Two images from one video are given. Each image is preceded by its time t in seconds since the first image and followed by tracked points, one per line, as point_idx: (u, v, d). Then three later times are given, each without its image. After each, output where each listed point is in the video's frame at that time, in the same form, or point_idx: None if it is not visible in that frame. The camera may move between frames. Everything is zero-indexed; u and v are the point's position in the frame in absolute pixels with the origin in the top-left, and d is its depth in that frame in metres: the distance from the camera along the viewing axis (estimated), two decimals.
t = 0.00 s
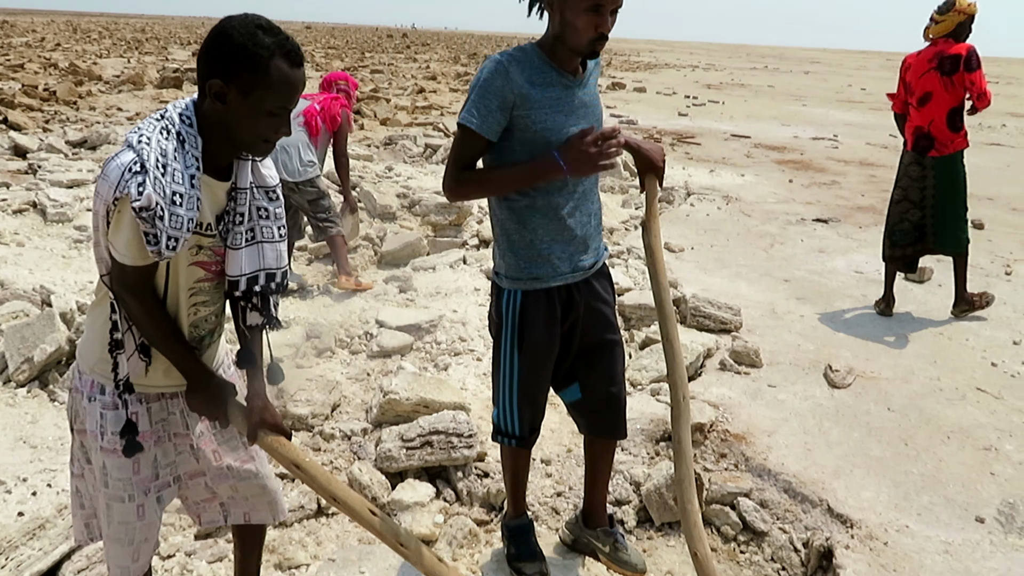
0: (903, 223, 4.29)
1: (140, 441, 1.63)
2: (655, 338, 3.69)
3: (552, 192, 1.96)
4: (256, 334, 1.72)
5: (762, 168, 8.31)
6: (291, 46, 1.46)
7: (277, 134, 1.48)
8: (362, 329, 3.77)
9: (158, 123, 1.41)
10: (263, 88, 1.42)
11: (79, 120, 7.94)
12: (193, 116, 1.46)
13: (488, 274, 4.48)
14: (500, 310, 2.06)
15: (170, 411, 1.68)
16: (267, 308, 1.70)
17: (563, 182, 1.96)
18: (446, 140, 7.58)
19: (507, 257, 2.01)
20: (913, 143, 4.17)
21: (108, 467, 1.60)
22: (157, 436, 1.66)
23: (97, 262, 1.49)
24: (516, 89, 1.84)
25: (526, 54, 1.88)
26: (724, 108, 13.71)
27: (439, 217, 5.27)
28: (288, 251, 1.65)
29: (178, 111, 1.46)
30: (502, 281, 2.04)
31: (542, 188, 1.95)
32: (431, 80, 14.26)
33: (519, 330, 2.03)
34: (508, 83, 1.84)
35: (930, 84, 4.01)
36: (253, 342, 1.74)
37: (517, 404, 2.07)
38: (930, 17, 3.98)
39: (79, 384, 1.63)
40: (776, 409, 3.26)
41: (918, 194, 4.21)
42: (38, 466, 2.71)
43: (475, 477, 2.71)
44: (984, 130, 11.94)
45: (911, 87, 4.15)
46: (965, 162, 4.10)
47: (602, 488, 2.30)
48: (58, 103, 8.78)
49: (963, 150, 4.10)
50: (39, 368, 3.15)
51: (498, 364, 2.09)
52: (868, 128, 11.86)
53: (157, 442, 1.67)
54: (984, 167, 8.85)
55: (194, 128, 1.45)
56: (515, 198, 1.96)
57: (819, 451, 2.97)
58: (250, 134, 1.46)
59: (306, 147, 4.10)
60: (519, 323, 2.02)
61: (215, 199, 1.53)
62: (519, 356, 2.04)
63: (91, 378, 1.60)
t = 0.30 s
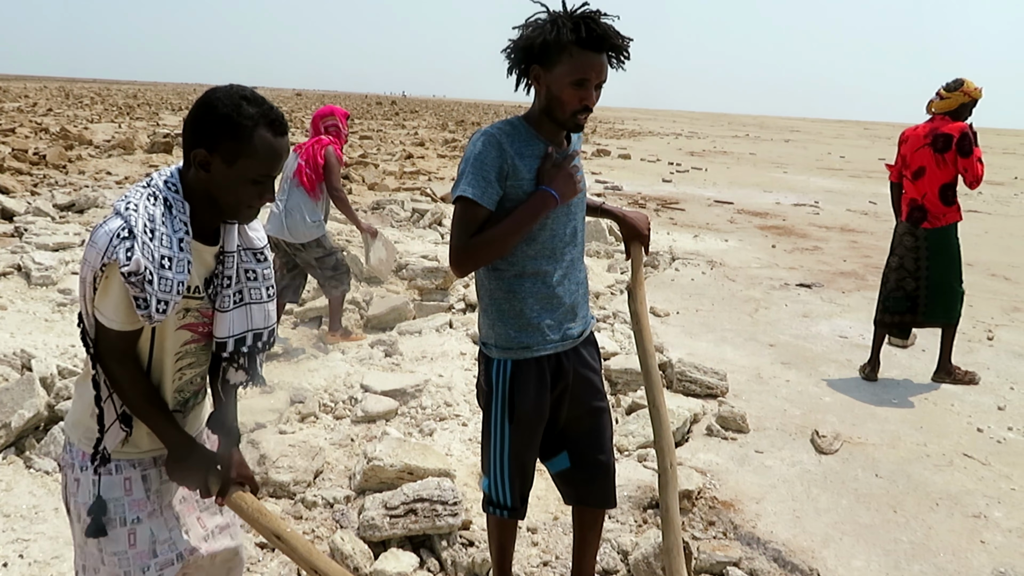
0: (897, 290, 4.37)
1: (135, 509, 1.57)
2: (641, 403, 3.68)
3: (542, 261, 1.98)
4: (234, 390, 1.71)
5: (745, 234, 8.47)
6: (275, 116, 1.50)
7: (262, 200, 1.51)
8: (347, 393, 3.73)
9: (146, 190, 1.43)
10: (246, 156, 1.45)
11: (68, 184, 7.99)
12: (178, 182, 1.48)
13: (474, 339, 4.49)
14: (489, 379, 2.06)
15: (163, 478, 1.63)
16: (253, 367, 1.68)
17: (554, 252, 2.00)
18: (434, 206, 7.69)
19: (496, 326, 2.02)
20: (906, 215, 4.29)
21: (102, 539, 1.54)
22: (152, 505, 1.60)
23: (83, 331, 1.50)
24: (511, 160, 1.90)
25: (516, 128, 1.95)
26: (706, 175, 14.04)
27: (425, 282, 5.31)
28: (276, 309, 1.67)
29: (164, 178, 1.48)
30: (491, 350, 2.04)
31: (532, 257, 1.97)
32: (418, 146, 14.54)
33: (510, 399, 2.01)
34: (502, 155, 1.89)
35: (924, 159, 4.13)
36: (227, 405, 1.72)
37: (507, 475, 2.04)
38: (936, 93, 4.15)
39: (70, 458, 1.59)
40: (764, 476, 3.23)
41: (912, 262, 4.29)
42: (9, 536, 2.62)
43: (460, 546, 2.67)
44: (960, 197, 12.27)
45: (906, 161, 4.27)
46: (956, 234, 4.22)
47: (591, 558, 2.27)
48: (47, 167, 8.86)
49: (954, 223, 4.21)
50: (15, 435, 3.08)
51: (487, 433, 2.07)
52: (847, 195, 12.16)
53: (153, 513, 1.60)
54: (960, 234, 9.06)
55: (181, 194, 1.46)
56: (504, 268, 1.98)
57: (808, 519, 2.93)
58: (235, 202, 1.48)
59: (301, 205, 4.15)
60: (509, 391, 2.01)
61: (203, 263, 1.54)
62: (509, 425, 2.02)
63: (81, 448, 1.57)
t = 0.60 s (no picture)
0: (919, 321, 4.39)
1: (115, 558, 1.57)
2: (641, 439, 3.66)
3: (542, 294, 2.00)
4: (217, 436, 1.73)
5: (743, 268, 8.51)
6: (267, 165, 1.53)
7: (252, 249, 1.52)
8: (345, 431, 3.71)
9: (135, 241, 1.44)
10: (237, 207, 1.47)
11: (68, 223, 8.04)
12: (169, 232, 1.50)
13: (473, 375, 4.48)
14: (489, 416, 2.05)
15: (146, 525, 1.62)
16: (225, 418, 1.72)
17: (556, 285, 2.02)
18: (433, 242, 7.74)
19: (497, 361, 2.02)
20: (938, 247, 4.30)
21: None
22: (134, 552, 1.60)
23: (71, 378, 1.49)
24: (512, 193, 1.93)
25: (513, 163, 1.99)
26: (704, 210, 14.16)
27: (424, 317, 5.31)
28: (257, 361, 1.69)
29: (156, 228, 1.49)
30: (491, 386, 2.04)
31: (533, 289, 1.98)
32: (417, 183, 14.68)
33: (508, 435, 2.01)
34: (501, 189, 1.92)
35: (960, 192, 4.17)
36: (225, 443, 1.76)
37: (506, 511, 2.03)
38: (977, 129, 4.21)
39: (49, 506, 1.58)
40: (766, 512, 3.20)
41: (939, 294, 4.31)
42: None
43: None
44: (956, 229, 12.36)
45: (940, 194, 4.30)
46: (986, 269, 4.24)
47: None
48: (48, 207, 8.93)
49: (986, 257, 4.22)
50: (11, 476, 3.06)
51: (484, 469, 2.06)
52: (844, 228, 12.25)
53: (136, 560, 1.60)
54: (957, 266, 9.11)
55: (170, 244, 1.48)
56: (508, 302, 1.99)
57: (812, 555, 2.90)
58: (227, 249, 1.50)
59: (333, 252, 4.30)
60: (507, 428, 2.01)
61: (192, 313, 1.56)
62: (508, 460, 2.01)
63: (62, 497, 1.56)
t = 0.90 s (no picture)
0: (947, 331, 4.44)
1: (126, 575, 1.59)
2: (653, 455, 3.65)
3: (558, 313, 2.01)
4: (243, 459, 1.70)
5: (753, 283, 8.49)
6: (283, 189, 1.55)
7: (268, 272, 1.54)
8: (356, 449, 3.71)
9: (151, 262, 1.46)
10: (254, 230, 1.48)
11: (80, 244, 8.12)
12: (187, 254, 1.52)
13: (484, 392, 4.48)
14: (504, 435, 2.05)
15: (156, 543, 1.64)
16: (263, 437, 1.69)
17: (570, 301, 2.03)
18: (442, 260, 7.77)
19: (512, 380, 2.02)
20: (968, 259, 4.31)
21: None
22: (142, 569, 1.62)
23: (88, 396, 1.50)
24: (524, 211, 1.95)
25: (526, 180, 2.01)
26: (712, 225, 14.15)
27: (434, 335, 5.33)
28: (282, 377, 1.71)
29: (172, 250, 1.51)
30: (506, 406, 2.04)
31: (549, 307, 1.99)
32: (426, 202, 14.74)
33: (524, 454, 2.01)
34: (516, 205, 1.94)
35: (990, 205, 4.15)
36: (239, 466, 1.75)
37: (524, 532, 2.02)
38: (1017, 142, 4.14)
39: (63, 523, 1.59)
40: (780, 528, 3.17)
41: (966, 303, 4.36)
42: None
43: None
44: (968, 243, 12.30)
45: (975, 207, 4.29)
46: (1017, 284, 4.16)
47: None
48: (61, 228, 9.03)
49: (1016, 272, 4.15)
50: (24, 496, 3.08)
51: (502, 489, 2.05)
52: (855, 243, 12.21)
53: None
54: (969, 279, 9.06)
55: (187, 265, 1.50)
56: (523, 320, 1.99)
57: (828, 572, 2.87)
58: (244, 270, 1.51)
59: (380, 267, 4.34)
60: (524, 447, 2.01)
61: (207, 331, 1.59)
62: (524, 482, 2.01)
63: (75, 514, 1.57)
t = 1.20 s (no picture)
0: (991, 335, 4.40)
1: None
2: (666, 459, 3.64)
3: (569, 319, 2.02)
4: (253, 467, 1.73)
5: (765, 286, 8.45)
6: (296, 194, 1.57)
7: (282, 276, 1.55)
8: (369, 454, 3.72)
9: (170, 270, 1.48)
10: (270, 232, 1.50)
11: (94, 252, 8.20)
12: (204, 261, 1.53)
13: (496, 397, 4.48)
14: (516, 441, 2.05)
15: (173, 551, 1.66)
16: (268, 445, 1.73)
17: (577, 304, 2.03)
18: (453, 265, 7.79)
19: (521, 384, 2.02)
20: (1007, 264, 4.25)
21: None
22: None
23: (104, 401, 1.51)
24: (535, 216, 1.95)
25: (537, 186, 2.01)
26: (723, 229, 14.11)
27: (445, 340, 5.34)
28: (289, 386, 1.71)
29: (190, 256, 1.52)
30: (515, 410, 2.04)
31: (560, 313, 2.00)
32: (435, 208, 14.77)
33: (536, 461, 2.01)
34: (529, 212, 1.94)
35: None
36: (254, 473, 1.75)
37: (537, 539, 2.02)
38: None
39: (82, 530, 1.61)
40: (794, 532, 3.15)
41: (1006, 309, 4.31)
42: None
43: None
44: (982, 245, 12.21)
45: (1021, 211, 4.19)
46: None
47: None
48: (75, 236, 9.12)
49: None
50: (40, 501, 3.10)
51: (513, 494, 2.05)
52: (867, 245, 12.14)
53: None
54: (984, 281, 8.99)
55: (205, 272, 1.51)
56: (532, 326, 2.00)
57: None
58: (260, 273, 1.53)
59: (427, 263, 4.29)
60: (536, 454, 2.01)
61: (224, 339, 1.60)
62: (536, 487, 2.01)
63: (93, 522, 1.59)
